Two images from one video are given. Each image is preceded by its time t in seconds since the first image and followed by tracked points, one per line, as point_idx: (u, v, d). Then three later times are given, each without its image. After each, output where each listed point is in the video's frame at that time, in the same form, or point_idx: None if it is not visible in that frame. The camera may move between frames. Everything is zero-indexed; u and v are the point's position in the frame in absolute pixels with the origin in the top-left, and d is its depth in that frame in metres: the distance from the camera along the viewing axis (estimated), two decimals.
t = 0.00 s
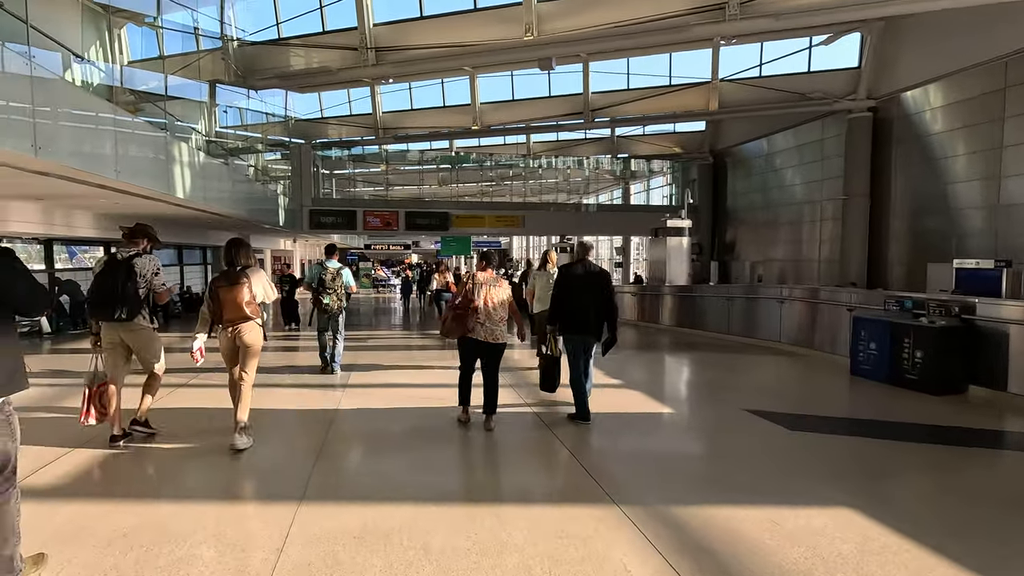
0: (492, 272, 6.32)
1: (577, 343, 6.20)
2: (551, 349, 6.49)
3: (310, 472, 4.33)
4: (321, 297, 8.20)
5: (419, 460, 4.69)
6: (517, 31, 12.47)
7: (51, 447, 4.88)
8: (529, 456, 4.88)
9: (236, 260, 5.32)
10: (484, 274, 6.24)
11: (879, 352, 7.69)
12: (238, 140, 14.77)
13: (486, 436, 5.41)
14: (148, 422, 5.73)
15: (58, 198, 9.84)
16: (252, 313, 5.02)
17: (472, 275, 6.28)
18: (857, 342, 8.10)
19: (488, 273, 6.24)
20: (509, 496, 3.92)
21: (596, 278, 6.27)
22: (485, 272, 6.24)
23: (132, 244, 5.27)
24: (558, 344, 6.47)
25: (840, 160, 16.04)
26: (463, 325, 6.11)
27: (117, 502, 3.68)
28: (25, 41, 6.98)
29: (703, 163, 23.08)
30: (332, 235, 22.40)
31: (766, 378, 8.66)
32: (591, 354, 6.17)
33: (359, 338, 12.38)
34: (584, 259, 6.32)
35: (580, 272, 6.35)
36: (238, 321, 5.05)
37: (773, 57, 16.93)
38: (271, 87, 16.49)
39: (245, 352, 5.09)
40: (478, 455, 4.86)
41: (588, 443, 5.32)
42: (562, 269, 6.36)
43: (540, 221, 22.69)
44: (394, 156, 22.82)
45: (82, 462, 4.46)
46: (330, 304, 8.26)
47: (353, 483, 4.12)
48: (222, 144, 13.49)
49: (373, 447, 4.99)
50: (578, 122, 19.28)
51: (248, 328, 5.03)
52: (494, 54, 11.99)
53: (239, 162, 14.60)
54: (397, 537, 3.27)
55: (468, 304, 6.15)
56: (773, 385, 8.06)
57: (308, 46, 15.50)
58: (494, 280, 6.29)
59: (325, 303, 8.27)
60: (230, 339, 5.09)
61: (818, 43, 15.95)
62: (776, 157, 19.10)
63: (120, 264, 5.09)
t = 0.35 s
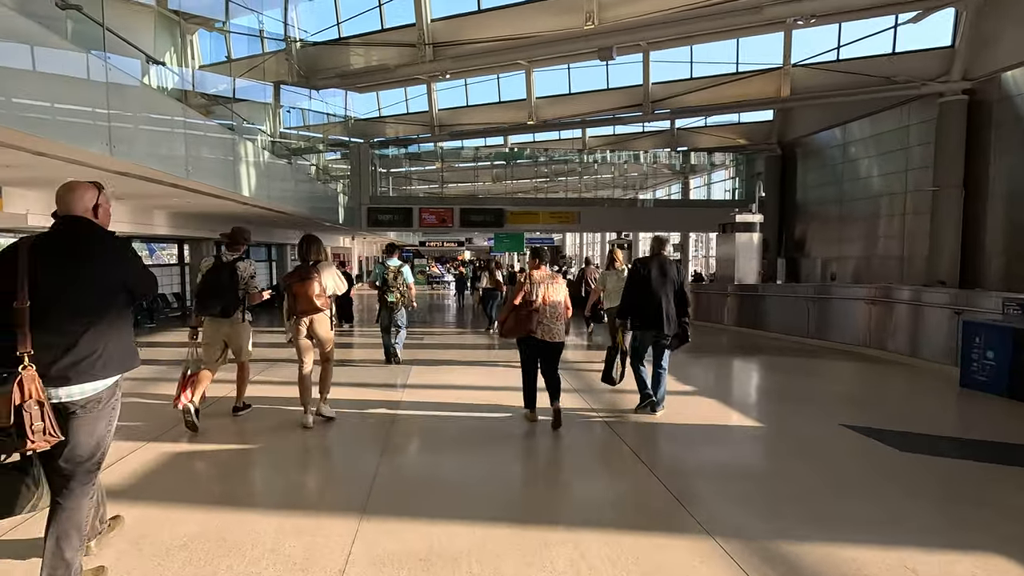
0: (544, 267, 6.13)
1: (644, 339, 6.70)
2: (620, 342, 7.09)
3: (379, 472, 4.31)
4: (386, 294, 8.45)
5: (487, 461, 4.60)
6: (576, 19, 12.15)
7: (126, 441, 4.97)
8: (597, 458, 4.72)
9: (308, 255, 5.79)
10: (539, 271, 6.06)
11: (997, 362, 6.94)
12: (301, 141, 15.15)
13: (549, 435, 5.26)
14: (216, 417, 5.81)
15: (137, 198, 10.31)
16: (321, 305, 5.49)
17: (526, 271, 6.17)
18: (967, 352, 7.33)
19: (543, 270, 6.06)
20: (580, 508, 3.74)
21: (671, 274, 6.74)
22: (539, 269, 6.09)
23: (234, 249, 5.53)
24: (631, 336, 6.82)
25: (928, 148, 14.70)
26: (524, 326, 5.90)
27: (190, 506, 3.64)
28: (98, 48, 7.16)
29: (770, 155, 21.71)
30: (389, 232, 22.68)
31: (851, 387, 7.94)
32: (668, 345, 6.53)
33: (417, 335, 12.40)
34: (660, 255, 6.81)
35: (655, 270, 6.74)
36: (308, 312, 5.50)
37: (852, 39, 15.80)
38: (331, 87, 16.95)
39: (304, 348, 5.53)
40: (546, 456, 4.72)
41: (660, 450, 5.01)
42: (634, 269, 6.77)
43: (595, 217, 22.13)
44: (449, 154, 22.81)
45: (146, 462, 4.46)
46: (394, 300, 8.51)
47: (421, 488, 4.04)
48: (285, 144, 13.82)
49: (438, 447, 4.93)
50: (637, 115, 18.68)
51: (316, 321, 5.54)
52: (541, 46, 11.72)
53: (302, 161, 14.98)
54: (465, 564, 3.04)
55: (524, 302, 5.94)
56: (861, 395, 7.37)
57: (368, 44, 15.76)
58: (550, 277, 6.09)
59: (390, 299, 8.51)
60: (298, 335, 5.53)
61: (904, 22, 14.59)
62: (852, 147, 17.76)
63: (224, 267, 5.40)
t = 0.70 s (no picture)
0: (601, 267, 5.79)
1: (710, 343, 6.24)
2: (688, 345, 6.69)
3: (433, 479, 4.14)
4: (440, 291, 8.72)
5: (542, 471, 4.36)
6: (632, 7, 11.81)
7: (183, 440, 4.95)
8: (659, 471, 4.41)
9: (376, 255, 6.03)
10: (595, 271, 5.73)
11: None
12: (355, 140, 15.31)
13: (603, 446, 4.99)
14: (270, 416, 5.76)
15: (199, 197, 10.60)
16: (389, 304, 5.69)
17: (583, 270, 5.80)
18: None
19: (600, 270, 5.72)
20: (652, 529, 3.47)
21: (743, 274, 6.13)
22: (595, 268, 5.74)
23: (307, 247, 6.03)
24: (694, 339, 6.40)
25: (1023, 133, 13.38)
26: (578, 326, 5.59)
27: (236, 518, 3.47)
28: (158, 50, 7.30)
29: (839, 146, 20.56)
30: (439, 230, 22.64)
31: (944, 399, 7.17)
32: (737, 352, 6.02)
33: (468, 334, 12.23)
34: (727, 254, 6.24)
35: (723, 272, 6.16)
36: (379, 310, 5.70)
37: (936, 16, 14.69)
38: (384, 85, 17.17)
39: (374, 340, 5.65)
40: (605, 468, 4.44)
41: (733, 464, 4.60)
42: (699, 270, 6.27)
43: (649, 213, 21.35)
44: (499, 151, 22.68)
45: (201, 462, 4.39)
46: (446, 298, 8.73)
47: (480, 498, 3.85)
48: (339, 144, 13.97)
49: (492, 452, 4.72)
50: (695, 106, 17.93)
51: (387, 316, 5.73)
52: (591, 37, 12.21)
53: (355, 160, 15.14)
54: None
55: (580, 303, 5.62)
56: (958, 409, 6.62)
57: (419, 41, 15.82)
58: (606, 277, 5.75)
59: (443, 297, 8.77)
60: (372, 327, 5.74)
61: None
62: (930, 136, 16.39)
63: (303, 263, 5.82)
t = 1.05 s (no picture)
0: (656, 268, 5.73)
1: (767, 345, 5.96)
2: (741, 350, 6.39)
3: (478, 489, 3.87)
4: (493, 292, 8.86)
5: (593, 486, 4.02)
6: None
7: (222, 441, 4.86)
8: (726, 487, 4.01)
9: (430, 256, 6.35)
10: (651, 271, 5.66)
11: None
12: (395, 141, 15.29)
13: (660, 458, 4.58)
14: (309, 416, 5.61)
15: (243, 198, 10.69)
16: (437, 303, 6.00)
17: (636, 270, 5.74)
18: None
19: (655, 270, 5.66)
20: (721, 558, 3.08)
21: (795, 274, 6.00)
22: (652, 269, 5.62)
23: (371, 244, 6.57)
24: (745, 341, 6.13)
25: None
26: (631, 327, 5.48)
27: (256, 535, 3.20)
28: (202, 47, 7.30)
29: (901, 143, 19.04)
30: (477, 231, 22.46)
31: None
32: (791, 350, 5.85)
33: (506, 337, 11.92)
34: (777, 254, 6.11)
35: (773, 271, 6.01)
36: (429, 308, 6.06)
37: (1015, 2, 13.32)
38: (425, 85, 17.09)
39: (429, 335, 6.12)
40: (664, 484, 4.06)
41: (805, 481, 4.17)
42: (748, 270, 6.09)
43: (694, 213, 20.59)
44: (539, 151, 22.35)
45: (239, 464, 4.24)
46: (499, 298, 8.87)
47: (530, 515, 3.55)
48: (380, 145, 13.99)
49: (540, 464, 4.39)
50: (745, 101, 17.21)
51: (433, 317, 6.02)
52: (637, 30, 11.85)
53: (396, 161, 15.13)
54: None
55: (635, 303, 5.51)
56: None
57: (460, 39, 15.75)
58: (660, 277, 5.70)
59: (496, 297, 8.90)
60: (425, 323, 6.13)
61: None
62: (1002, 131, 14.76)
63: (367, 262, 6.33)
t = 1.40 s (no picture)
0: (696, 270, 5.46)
1: (817, 351, 5.52)
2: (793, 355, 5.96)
3: (522, 504, 3.51)
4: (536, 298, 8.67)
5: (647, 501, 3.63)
6: None
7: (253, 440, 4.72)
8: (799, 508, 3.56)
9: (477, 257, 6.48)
10: (690, 274, 5.38)
11: None
12: (430, 143, 15.20)
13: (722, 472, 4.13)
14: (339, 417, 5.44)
15: (280, 200, 10.72)
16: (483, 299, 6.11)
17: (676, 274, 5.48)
18: None
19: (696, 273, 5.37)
20: None
21: (851, 277, 5.49)
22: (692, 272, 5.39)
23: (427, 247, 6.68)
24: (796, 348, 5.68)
25: None
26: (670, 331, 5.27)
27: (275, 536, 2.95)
28: (236, 45, 7.07)
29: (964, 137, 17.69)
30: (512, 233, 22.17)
31: None
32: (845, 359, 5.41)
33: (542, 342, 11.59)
34: (833, 256, 5.60)
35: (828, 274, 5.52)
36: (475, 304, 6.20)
37: None
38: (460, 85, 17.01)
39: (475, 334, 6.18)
40: (731, 503, 3.59)
41: (883, 499, 3.70)
42: (799, 272, 5.66)
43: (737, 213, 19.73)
44: (575, 151, 21.87)
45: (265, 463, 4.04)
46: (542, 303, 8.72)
47: (580, 531, 3.20)
48: (416, 148, 13.92)
49: (590, 479, 3.99)
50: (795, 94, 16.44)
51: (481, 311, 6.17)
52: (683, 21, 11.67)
53: (431, 163, 15.05)
54: None
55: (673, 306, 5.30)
56: None
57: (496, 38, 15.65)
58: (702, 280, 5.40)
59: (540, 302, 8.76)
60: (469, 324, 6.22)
61: None
62: None
63: (422, 264, 6.45)
